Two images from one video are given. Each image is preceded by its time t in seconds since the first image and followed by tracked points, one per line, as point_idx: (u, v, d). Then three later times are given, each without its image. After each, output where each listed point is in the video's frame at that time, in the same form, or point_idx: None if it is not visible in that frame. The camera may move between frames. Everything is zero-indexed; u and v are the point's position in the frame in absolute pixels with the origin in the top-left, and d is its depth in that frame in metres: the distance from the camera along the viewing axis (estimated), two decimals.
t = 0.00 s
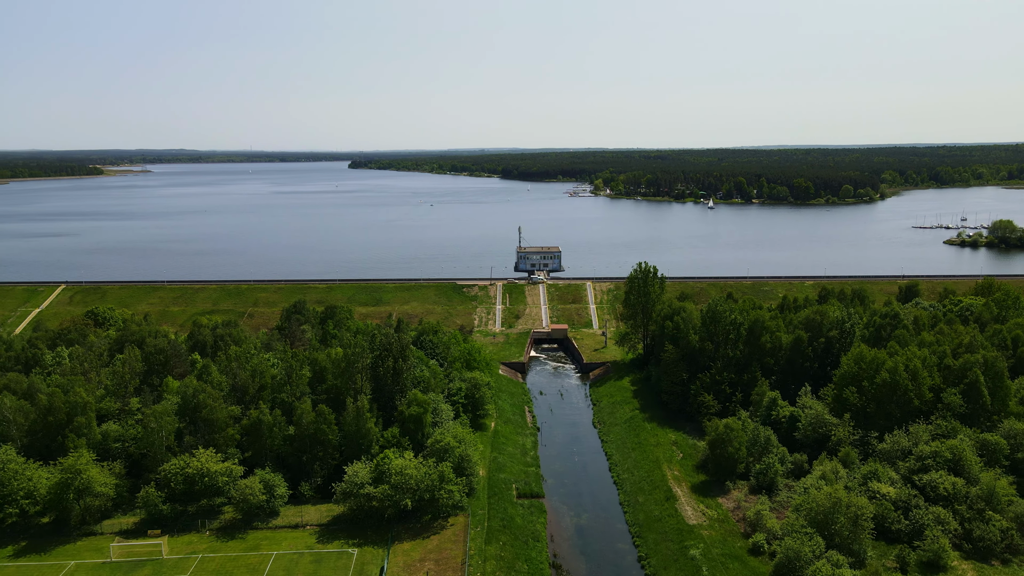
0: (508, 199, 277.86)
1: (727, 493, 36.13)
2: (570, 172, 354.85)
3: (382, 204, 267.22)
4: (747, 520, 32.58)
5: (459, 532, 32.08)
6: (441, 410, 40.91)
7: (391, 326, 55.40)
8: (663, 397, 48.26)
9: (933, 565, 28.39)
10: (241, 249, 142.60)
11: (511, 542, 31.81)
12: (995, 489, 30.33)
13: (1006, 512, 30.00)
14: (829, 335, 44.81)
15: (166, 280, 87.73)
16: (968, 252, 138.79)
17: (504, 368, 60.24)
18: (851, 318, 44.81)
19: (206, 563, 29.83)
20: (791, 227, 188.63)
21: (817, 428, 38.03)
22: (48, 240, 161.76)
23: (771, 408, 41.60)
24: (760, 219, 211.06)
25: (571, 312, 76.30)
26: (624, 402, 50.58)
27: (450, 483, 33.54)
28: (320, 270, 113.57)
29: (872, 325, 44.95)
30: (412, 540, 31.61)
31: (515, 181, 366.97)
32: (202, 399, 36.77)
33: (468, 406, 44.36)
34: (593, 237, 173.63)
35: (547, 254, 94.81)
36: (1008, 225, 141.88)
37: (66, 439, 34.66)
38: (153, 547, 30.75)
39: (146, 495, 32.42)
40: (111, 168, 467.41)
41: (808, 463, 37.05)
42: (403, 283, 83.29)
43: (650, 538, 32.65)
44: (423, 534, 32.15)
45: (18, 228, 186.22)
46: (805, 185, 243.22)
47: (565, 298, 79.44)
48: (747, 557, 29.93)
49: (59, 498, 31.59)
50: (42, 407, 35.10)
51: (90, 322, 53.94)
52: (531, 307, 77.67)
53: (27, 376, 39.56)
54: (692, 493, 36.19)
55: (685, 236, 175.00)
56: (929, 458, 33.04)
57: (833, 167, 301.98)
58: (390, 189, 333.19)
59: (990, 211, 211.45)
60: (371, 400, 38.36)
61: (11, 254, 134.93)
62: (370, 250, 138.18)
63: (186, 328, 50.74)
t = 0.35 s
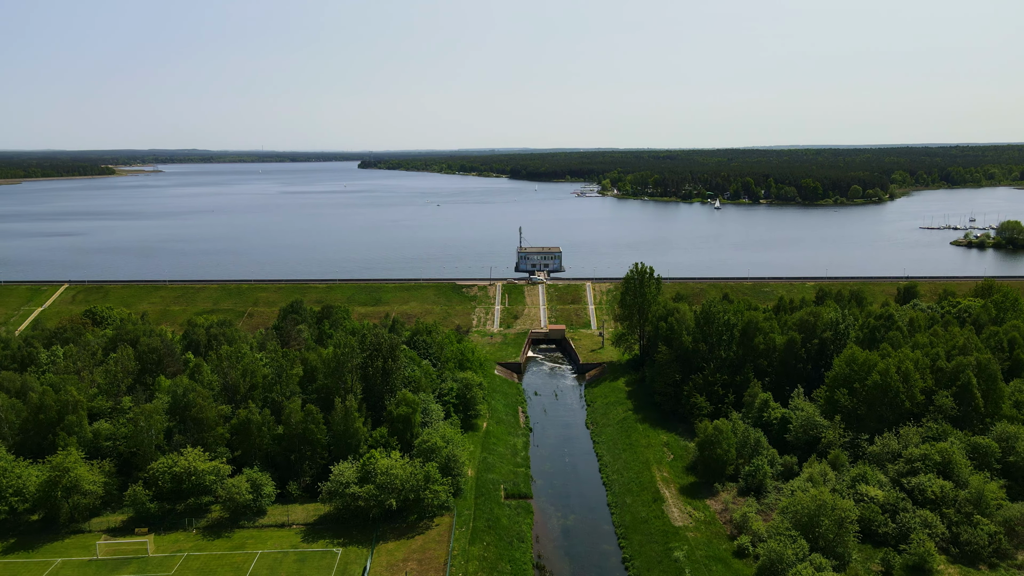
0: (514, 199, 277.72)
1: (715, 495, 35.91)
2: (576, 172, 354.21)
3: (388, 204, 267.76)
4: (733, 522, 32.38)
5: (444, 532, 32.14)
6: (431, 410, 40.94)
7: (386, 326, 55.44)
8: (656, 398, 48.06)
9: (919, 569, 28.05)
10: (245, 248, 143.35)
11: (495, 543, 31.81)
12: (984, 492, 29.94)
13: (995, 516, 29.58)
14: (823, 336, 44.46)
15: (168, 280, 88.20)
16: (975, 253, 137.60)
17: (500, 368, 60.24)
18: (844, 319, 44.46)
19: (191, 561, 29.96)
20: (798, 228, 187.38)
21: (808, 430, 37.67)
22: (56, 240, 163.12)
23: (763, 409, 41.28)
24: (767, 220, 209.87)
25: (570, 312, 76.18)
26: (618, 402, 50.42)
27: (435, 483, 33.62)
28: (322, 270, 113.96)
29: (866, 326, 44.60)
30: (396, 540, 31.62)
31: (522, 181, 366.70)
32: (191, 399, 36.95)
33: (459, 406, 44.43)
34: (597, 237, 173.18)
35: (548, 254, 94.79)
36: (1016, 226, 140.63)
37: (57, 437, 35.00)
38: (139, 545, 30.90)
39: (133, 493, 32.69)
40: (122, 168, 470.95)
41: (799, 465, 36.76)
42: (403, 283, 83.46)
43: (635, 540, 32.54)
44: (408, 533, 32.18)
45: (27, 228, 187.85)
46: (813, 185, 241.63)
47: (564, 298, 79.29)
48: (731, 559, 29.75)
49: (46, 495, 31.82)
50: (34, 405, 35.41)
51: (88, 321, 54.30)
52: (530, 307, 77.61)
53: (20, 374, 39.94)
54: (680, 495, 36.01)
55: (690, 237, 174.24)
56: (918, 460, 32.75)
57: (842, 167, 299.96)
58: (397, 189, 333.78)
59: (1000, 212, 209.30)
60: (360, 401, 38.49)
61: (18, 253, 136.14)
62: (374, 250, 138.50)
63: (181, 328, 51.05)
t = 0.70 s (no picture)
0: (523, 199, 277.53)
1: (706, 497, 35.72)
2: (585, 172, 353.31)
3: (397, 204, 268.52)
4: (722, 524, 32.15)
5: (431, 532, 32.18)
6: (423, 409, 41.01)
7: (383, 325, 55.59)
8: (652, 399, 47.85)
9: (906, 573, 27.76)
10: (253, 248, 144.23)
11: (482, 543, 31.81)
12: (974, 496, 29.59)
13: (986, 521, 29.20)
14: (819, 338, 44.13)
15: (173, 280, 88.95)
16: (986, 254, 135.94)
17: (497, 369, 60.23)
18: (841, 321, 44.08)
19: (178, 559, 30.19)
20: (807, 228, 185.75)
21: (801, 432, 37.32)
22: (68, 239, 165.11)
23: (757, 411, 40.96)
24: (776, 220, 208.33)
25: (571, 313, 76.05)
26: (614, 404, 50.22)
27: (423, 483, 33.67)
28: (327, 270, 114.45)
29: (863, 328, 44.19)
30: (382, 539, 31.73)
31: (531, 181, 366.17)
32: (183, 397, 37.21)
33: (452, 406, 44.50)
34: (604, 237, 172.67)
35: (551, 254, 94.68)
36: None
37: (51, 435, 35.41)
38: (128, 542, 31.21)
39: (124, 491, 33.03)
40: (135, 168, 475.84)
41: (790, 467, 36.46)
42: (405, 283, 83.67)
43: (622, 541, 32.46)
44: (395, 533, 32.26)
45: (40, 227, 190.20)
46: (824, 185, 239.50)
47: (566, 299, 79.13)
48: (717, 561, 29.59)
49: (37, 493, 32.16)
50: (29, 403, 35.83)
51: (89, 320, 54.86)
52: (531, 307, 77.57)
53: (18, 372, 40.43)
54: (671, 497, 35.84)
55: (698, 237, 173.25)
56: (910, 464, 32.40)
57: (855, 167, 297.09)
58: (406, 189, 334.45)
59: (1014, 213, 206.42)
60: (352, 400, 38.62)
61: (30, 253, 137.85)
62: (380, 250, 138.94)
63: (179, 327, 51.41)
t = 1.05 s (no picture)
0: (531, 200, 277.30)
1: (696, 499, 35.48)
2: (595, 172, 352.37)
3: (406, 203, 269.20)
4: (710, 527, 31.90)
5: (418, 531, 32.21)
6: (416, 409, 41.05)
7: (382, 325, 55.73)
8: (647, 400, 47.62)
9: None
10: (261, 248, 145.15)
11: (469, 543, 31.83)
12: (966, 500, 29.20)
13: (977, 525, 28.80)
14: (816, 339, 43.77)
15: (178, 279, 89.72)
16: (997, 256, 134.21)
17: (496, 369, 60.20)
18: (838, 322, 43.67)
19: (167, 556, 30.44)
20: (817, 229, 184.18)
21: (794, 434, 36.97)
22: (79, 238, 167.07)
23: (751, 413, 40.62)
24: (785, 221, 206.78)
25: (572, 313, 75.91)
26: (610, 405, 50.02)
27: (411, 483, 33.70)
28: (332, 269, 114.88)
29: (860, 330, 43.77)
30: (370, 539, 31.81)
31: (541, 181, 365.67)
32: (177, 396, 37.49)
33: (446, 406, 44.53)
34: (611, 237, 172.13)
35: (554, 254, 94.56)
36: None
37: (46, 433, 35.86)
38: (118, 540, 31.49)
39: (115, 489, 33.37)
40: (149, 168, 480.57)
41: (783, 469, 36.13)
42: (407, 282, 83.87)
43: (610, 543, 32.34)
44: (382, 532, 32.34)
45: (52, 227, 192.47)
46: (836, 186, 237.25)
47: (567, 299, 79.00)
48: (704, 564, 29.36)
49: (30, 490, 32.51)
50: (24, 401, 36.23)
51: (91, 319, 55.47)
52: (533, 307, 77.51)
53: (16, 370, 40.95)
54: (661, 498, 35.65)
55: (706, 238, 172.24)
56: (902, 467, 32.01)
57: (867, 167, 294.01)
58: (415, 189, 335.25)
59: None
60: (344, 400, 38.74)
61: (42, 252, 139.58)
62: (386, 250, 139.34)
63: (178, 326, 51.83)
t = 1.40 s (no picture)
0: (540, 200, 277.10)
1: (687, 501, 35.25)
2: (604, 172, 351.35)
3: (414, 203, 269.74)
4: (698, 529, 31.69)
5: (406, 531, 32.26)
6: (408, 408, 41.10)
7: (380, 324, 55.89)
8: (643, 401, 47.38)
9: None
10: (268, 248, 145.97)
11: (455, 544, 31.84)
12: (956, 504, 28.81)
13: (967, 530, 28.43)
14: (812, 340, 43.42)
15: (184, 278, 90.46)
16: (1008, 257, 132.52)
17: (494, 369, 60.15)
18: (834, 323, 43.29)
19: (156, 553, 30.70)
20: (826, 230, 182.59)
21: (787, 436, 36.66)
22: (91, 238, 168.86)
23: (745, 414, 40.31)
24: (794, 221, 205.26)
25: (573, 313, 75.74)
26: (605, 405, 49.84)
27: (400, 483, 33.74)
28: (337, 269, 115.34)
29: (857, 332, 43.39)
30: (357, 538, 31.89)
31: (551, 181, 364.87)
32: (171, 394, 37.79)
33: (440, 406, 44.56)
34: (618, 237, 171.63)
35: (557, 255, 94.40)
36: None
37: (41, 430, 36.32)
38: (108, 537, 31.77)
39: (106, 486, 33.71)
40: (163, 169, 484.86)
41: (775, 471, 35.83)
42: (409, 282, 84.02)
43: (597, 544, 32.23)
44: (370, 532, 32.42)
45: (64, 226, 194.43)
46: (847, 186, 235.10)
47: (569, 300, 78.84)
48: (690, 566, 29.20)
49: (22, 487, 32.93)
50: (19, 399, 36.66)
51: (92, 317, 56.04)
52: (534, 308, 77.44)
53: (13, 368, 41.46)
54: (651, 500, 35.47)
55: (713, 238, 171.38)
56: (893, 470, 31.65)
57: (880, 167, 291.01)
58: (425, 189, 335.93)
59: None
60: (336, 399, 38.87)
61: (53, 251, 141.22)
62: (392, 250, 139.66)
63: (176, 325, 52.20)
